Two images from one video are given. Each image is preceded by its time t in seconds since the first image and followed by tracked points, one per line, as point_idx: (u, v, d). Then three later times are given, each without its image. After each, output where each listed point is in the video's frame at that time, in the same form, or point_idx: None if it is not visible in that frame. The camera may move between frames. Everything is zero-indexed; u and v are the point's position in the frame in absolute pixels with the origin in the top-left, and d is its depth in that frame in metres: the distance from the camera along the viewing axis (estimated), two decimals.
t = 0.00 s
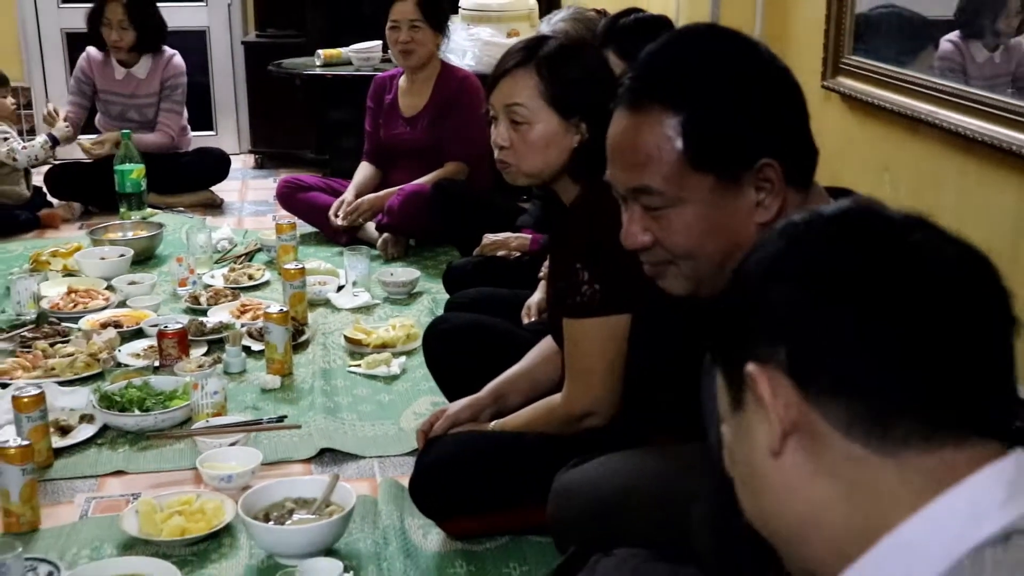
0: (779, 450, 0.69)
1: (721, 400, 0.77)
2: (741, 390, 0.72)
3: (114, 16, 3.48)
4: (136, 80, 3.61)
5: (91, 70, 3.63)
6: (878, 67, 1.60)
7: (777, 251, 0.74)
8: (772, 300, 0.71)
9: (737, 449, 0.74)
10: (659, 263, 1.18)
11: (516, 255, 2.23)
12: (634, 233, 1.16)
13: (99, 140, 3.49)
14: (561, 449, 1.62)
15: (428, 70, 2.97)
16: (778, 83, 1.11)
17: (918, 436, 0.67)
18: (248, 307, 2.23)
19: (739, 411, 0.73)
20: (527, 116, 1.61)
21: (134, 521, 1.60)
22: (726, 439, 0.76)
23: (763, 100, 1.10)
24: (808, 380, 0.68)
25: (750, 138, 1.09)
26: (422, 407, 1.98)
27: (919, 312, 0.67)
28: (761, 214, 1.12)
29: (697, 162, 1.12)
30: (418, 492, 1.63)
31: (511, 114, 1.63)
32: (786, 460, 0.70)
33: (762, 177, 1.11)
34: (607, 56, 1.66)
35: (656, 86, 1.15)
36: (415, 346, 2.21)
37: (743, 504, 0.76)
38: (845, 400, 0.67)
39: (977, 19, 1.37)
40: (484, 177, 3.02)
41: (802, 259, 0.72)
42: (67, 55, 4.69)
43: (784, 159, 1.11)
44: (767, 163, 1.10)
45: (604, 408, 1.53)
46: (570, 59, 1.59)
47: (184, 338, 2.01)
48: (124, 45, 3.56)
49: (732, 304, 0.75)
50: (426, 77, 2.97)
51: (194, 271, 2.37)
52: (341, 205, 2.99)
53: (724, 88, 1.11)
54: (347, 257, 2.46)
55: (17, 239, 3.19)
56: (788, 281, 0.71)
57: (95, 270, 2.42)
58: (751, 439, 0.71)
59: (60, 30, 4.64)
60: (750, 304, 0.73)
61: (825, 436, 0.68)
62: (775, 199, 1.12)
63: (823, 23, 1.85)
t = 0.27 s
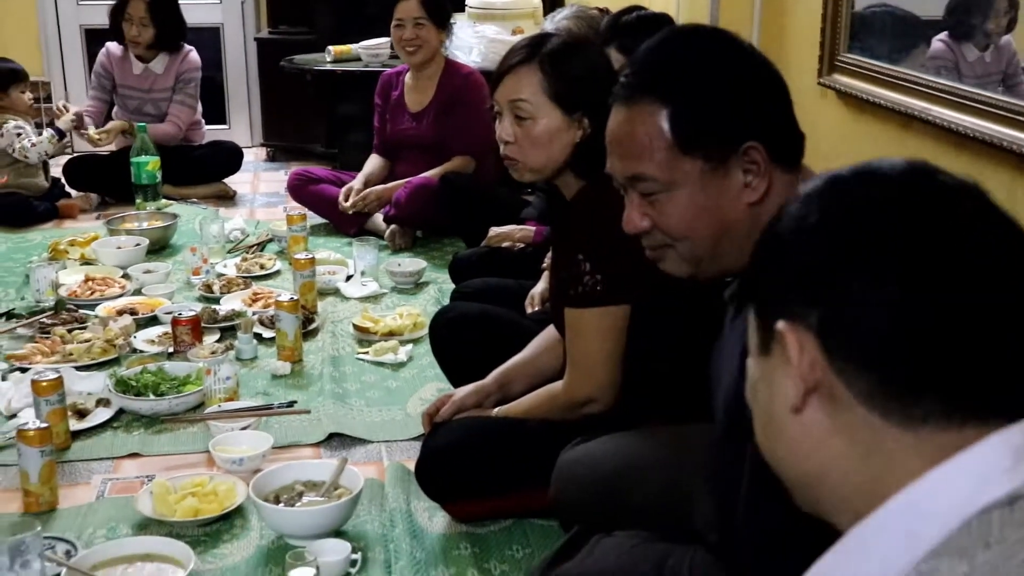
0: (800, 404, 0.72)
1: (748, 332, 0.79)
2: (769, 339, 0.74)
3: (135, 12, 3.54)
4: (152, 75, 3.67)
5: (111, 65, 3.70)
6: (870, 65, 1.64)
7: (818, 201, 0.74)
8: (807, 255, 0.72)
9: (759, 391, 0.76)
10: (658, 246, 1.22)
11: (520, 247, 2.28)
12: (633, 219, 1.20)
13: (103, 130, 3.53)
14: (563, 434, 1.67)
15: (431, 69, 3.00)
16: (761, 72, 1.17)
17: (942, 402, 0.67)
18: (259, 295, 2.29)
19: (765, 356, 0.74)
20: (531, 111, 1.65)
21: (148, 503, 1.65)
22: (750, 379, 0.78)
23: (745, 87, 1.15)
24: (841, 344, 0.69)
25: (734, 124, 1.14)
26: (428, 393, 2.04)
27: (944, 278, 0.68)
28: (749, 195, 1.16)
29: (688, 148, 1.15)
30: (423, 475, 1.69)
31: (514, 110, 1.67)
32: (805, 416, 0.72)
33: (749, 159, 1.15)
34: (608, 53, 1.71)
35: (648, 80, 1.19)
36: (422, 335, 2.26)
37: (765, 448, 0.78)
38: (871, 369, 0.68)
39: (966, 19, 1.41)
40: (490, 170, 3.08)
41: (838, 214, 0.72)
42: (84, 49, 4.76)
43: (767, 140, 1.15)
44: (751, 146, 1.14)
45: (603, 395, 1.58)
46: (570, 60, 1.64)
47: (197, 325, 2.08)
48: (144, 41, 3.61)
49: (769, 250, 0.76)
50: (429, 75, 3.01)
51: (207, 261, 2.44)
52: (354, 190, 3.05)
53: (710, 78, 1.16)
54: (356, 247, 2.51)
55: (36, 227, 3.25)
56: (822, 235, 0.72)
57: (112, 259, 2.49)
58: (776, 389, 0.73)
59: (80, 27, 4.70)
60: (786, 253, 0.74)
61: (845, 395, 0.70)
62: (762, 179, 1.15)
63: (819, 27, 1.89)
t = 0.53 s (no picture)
0: (849, 376, 0.69)
1: (805, 276, 0.76)
2: (828, 298, 0.71)
3: (153, 13, 3.60)
4: (172, 75, 3.74)
5: (131, 65, 3.75)
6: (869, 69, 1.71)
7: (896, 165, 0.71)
8: (873, 219, 0.70)
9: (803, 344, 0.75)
10: (670, 238, 1.25)
11: (526, 243, 2.33)
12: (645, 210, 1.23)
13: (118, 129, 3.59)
14: (568, 423, 1.72)
15: (440, 70, 3.07)
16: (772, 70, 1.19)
17: (993, 390, 0.65)
18: (273, 288, 2.35)
19: (821, 314, 0.72)
20: (559, 108, 1.68)
21: (165, 487, 1.71)
22: (794, 332, 0.77)
23: (752, 84, 1.18)
24: (900, 317, 0.67)
25: (741, 121, 1.17)
26: (436, 384, 2.09)
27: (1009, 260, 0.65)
28: (756, 187, 1.18)
29: (695, 141, 1.18)
30: (431, 463, 1.74)
31: (541, 108, 1.69)
32: (854, 389, 0.69)
33: (755, 154, 1.17)
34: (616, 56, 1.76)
35: (659, 76, 1.23)
36: (430, 327, 2.32)
37: (801, 404, 0.77)
38: (928, 359, 0.66)
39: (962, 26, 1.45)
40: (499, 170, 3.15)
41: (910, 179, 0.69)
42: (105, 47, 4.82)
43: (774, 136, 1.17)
44: (757, 141, 1.16)
45: (605, 386, 1.63)
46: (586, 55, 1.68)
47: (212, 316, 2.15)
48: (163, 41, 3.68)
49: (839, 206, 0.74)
50: (439, 75, 3.07)
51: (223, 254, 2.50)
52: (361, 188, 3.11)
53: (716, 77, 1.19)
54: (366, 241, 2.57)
55: (57, 220, 3.31)
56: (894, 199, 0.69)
57: (132, 251, 2.56)
58: (829, 359, 0.71)
59: (102, 26, 4.77)
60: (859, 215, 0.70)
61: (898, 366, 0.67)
62: (768, 173, 1.17)
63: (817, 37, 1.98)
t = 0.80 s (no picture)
0: (868, 394, 0.71)
1: (824, 285, 0.77)
2: (849, 315, 0.73)
3: (170, 31, 3.66)
4: (190, 91, 3.80)
5: (151, 81, 3.82)
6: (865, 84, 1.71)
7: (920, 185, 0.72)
8: (905, 238, 0.70)
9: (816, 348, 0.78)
10: (676, 267, 1.27)
11: (533, 255, 2.35)
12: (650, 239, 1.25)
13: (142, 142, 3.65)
14: (576, 431, 1.75)
15: (449, 86, 3.12)
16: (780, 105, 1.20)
17: (1008, 414, 0.68)
18: (289, 298, 2.41)
19: (841, 329, 0.74)
20: (573, 126, 1.70)
21: (184, 491, 1.76)
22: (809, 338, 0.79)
23: (760, 117, 1.18)
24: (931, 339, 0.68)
25: (748, 154, 1.18)
26: (447, 392, 2.14)
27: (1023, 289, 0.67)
28: (762, 220, 1.19)
29: (702, 174, 1.20)
30: (442, 469, 1.78)
31: (554, 126, 1.70)
32: (873, 405, 0.72)
33: (762, 187, 1.18)
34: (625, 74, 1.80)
35: (667, 105, 1.24)
36: (441, 336, 2.37)
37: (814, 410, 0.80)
38: (947, 384, 0.68)
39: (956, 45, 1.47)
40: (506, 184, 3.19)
41: (932, 198, 0.70)
42: (125, 64, 4.94)
43: (780, 169, 1.18)
44: (765, 175, 1.18)
45: (612, 395, 1.66)
46: (595, 73, 1.72)
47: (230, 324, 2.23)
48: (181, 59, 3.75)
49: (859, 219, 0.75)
50: (449, 90, 3.12)
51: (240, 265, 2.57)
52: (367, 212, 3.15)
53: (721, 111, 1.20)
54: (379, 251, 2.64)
55: (78, 232, 3.38)
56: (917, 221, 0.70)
57: (152, 262, 2.64)
58: (848, 372, 0.73)
59: (122, 43, 4.89)
60: (880, 231, 0.72)
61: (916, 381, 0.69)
62: (775, 207, 1.19)
63: (816, 50, 1.96)
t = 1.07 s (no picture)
0: (855, 406, 0.75)
1: (800, 310, 0.82)
2: (831, 332, 0.77)
3: (199, 40, 3.73)
4: (220, 99, 3.86)
5: (183, 89, 3.88)
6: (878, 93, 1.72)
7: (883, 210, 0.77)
8: (875, 259, 0.75)
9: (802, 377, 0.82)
10: (691, 289, 1.34)
11: (551, 258, 2.39)
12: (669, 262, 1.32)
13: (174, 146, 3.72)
14: (594, 431, 1.80)
15: (468, 95, 3.16)
16: (802, 135, 1.25)
17: (990, 414, 0.71)
18: (314, 300, 2.48)
19: (821, 348, 0.78)
20: (592, 137, 1.74)
21: (213, 486, 1.83)
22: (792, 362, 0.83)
23: (787, 148, 1.24)
24: (910, 349, 0.72)
25: (774, 186, 1.23)
26: (467, 392, 2.19)
27: (998, 298, 0.71)
28: (783, 250, 1.25)
29: (726, 202, 1.26)
30: (464, 467, 1.83)
31: (574, 137, 1.75)
32: (860, 416, 0.75)
33: (787, 219, 1.24)
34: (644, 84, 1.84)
35: (692, 129, 1.30)
36: (462, 337, 2.42)
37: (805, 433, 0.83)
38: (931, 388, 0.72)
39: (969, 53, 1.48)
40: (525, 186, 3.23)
41: (907, 222, 0.75)
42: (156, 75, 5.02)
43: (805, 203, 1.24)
44: (791, 207, 1.23)
45: (629, 396, 1.71)
46: (612, 84, 1.76)
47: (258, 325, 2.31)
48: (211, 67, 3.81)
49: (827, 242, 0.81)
50: (468, 100, 3.17)
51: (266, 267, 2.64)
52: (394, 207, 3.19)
53: (741, 136, 1.26)
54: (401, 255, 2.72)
55: (111, 235, 3.44)
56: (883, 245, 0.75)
57: (182, 264, 2.73)
58: (831, 387, 0.77)
59: (155, 52, 4.98)
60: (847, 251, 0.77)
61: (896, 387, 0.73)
62: (797, 237, 1.25)
63: (830, 57, 1.97)
